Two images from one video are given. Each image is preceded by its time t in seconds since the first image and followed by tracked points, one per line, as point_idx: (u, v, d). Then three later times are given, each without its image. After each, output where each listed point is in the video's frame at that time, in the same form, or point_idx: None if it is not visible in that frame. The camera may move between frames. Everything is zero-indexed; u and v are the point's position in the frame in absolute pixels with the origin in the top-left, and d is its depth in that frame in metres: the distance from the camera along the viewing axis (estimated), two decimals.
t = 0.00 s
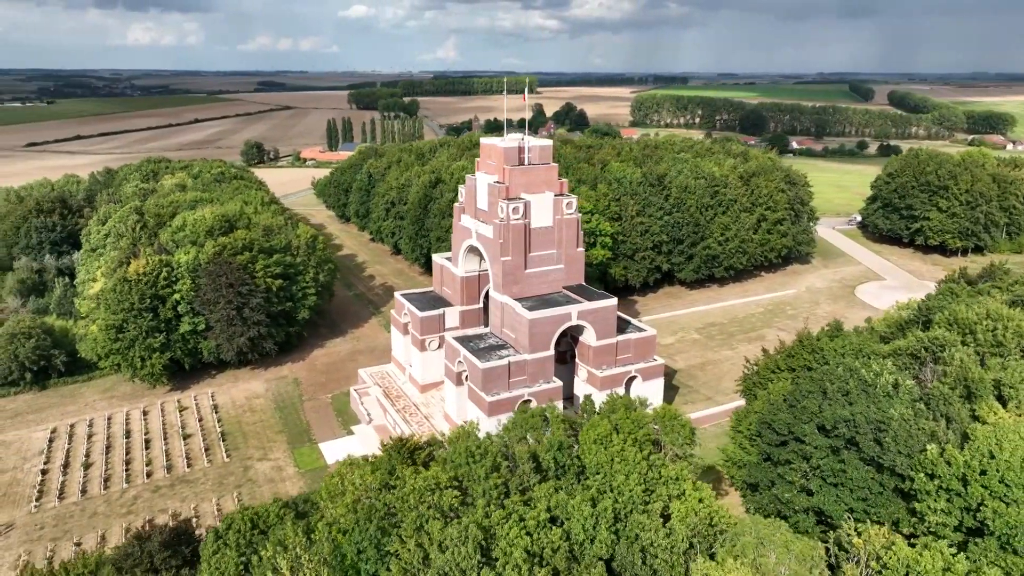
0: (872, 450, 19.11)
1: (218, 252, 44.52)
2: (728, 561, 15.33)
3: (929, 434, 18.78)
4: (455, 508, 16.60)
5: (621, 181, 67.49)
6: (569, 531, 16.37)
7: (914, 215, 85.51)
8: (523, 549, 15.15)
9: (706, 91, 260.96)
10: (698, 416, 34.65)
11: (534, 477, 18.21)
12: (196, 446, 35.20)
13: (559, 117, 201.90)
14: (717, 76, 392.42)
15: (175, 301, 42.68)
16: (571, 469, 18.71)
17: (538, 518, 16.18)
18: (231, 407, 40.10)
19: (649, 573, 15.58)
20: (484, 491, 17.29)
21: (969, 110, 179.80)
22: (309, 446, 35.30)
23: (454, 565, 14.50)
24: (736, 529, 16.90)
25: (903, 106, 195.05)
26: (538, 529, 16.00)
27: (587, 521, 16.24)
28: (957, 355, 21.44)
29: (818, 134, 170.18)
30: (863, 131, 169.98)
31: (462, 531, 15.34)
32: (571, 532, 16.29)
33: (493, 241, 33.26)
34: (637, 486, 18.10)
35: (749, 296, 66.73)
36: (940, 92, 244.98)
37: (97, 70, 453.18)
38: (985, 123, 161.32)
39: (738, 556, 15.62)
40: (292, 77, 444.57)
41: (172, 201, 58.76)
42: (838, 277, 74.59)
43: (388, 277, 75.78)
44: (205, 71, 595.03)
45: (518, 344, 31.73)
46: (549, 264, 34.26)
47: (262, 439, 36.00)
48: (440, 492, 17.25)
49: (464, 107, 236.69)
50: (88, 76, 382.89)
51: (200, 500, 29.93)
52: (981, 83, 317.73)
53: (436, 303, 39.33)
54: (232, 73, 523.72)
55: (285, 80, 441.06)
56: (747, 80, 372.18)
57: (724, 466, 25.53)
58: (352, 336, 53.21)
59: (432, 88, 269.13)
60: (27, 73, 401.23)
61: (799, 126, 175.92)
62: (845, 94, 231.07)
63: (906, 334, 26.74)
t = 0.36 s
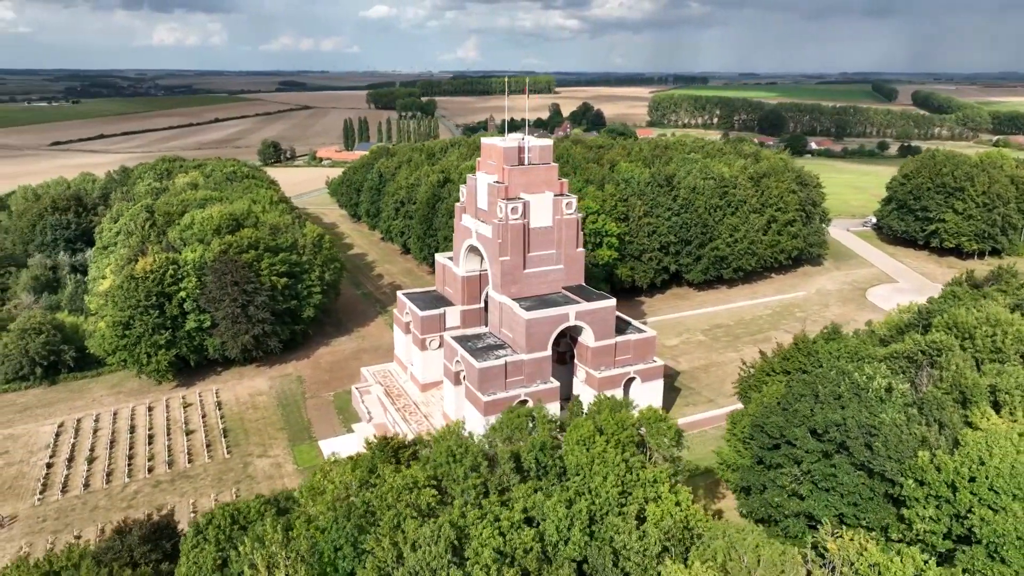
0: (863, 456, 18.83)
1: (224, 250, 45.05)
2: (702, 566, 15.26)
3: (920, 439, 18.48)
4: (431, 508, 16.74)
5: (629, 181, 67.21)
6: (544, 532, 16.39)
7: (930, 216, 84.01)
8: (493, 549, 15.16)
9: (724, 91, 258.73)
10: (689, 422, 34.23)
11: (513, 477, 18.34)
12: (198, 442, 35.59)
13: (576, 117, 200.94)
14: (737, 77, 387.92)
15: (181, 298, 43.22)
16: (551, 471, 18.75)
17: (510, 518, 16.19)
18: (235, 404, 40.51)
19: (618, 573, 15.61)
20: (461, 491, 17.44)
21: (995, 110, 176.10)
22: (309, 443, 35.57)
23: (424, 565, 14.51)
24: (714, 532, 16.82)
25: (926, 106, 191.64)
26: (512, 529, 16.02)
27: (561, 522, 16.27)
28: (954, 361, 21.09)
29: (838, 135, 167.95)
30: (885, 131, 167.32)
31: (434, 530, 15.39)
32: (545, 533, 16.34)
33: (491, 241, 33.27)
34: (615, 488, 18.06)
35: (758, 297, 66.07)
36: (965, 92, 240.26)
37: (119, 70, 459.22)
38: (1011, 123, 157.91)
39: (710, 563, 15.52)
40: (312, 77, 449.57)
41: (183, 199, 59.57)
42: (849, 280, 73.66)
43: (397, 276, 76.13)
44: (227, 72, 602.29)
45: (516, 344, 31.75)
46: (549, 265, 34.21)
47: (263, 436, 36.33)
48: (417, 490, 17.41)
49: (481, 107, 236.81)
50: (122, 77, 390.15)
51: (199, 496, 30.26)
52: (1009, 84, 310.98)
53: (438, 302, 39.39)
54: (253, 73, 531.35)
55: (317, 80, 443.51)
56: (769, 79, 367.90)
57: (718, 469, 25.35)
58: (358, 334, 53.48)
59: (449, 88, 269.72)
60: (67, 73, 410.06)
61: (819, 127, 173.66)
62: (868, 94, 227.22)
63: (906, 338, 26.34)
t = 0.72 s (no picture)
0: (852, 460, 18.59)
1: (230, 249, 45.54)
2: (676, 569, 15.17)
3: (910, 444, 18.25)
4: (408, 507, 17.01)
5: (638, 181, 66.90)
6: (517, 533, 16.40)
7: (945, 218, 82.52)
8: (464, 548, 15.20)
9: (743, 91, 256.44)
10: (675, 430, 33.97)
11: (492, 477, 18.57)
12: (200, 438, 36.00)
13: (592, 117, 200.23)
14: (757, 77, 383.41)
15: (187, 296, 43.76)
16: (533, 472, 18.84)
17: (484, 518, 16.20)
18: (238, 401, 40.90)
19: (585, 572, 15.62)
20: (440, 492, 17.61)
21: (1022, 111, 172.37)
22: (309, 441, 35.86)
23: (394, 564, 14.55)
24: (689, 536, 16.74)
25: (951, 106, 188.26)
26: (485, 529, 16.05)
27: (535, 523, 16.22)
28: (949, 366, 20.80)
29: (859, 136, 165.65)
30: (907, 132, 164.64)
31: (408, 529, 15.50)
32: (520, 534, 16.38)
33: (490, 241, 33.28)
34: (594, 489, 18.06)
35: (766, 299, 65.45)
36: (991, 92, 235.57)
37: (142, 71, 465.34)
38: None
39: (679, 566, 15.42)
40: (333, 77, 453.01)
41: (194, 197, 60.31)
42: (861, 282, 72.70)
43: (406, 275, 76.41)
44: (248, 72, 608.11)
45: (513, 344, 31.78)
46: (548, 265, 34.18)
47: (264, 433, 36.65)
48: (396, 489, 17.64)
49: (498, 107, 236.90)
50: (147, 76, 396.36)
51: (197, 492, 30.59)
52: None
53: (439, 302, 39.47)
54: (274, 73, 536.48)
55: (337, 79, 447.11)
56: (790, 79, 363.32)
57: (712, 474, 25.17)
58: (363, 333, 53.75)
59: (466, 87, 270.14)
60: (91, 73, 416.49)
61: (839, 127, 171.40)
62: (891, 94, 223.69)
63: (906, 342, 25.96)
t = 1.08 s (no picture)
0: (841, 465, 18.40)
1: (235, 247, 46.08)
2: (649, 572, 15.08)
3: (900, 450, 18.01)
4: (385, 505, 17.18)
5: (645, 182, 66.56)
6: (490, 533, 16.33)
7: (961, 221, 81.09)
8: (435, 548, 15.11)
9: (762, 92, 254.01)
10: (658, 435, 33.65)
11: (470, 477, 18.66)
12: (202, 435, 36.39)
13: (609, 117, 199.36)
14: (778, 78, 378.57)
15: (193, 293, 44.29)
16: (513, 474, 18.89)
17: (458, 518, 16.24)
18: (242, 398, 41.31)
19: (553, 572, 15.48)
20: (417, 490, 17.70)
21: None
22: (310, 438, 36.22)
23: (366, 562, 14.63)
24: (664, 537, 16.65)
25: (976, 107, 184.72)
26: (458, 529, 16.03)
27: (510, 524, 16.17)
28: (943, 372, 20.58)
29: (880, 137, 163.25)
30: (930, 133, 161.88)
31: (382, 527, 15.61)
32: (492, 534, 16.24)
33: (490, 241, 33.29)
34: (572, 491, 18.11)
35: (775, 302, 64.85)
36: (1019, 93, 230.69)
37: (171, 73, 469.80)
38: None
39: (648, 567, 15.34)
40: (352, 77, 455.34)
41: (204, 196, 61.05)
42: (874, 285, 71.76)
43: (416, 275, 76.70)
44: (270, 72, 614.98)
45: (511, 344, 31.81)
46: (547, 265, 34.13)
47: (266, 430, 37.00)
48: (374, 487, 17.84)
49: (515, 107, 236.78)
50: (170, 77, 401.71)
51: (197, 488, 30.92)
52: None
53: (441, 301, 39.58)
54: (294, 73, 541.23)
55: (356, 80, 449.68)
56: (811, 79, 359.45)
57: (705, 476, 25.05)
58: (369, 331, 54.03)
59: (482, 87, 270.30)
60: (116, 73, 423.92)
61: (860, 128, 169.05)
62: (915, 94, 220.09)
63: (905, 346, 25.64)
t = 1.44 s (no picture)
0: (830, 470, 18.20)
1: (241, 246, 46.51)
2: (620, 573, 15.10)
3: (890, 455, 17.82)
4: (365, 504, 17.38)
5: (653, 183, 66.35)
6: (467, 532, 16.44)
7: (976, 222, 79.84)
8: (408, 547, 15.20)
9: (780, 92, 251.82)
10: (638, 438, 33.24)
11: (453, 477, 18.78)
12: (203, 431, 36.78)
13: (626, 117, 198.55)
14: (798, 78, 374.12)
15: (198, 291, 44.78)
16: (495, 474, 18.96)
17: (434, 516, 16.36)
18: (246, 396, 41.70)
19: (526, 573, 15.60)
20: (399, 489, 17.86)
21: None
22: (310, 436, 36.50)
23: (340, 560, 14.84)
24: (641, 539, 16.62)
25: (999, 107, 181.64)
26: (434, 528, 16.13)
27: (485, 524, 16.30)
28: (937, 376, 20.36)
29: (899, 137, 161.16)
30: (951, 134, 159.38)
31: (356, 526, 15.84)
32: (468, 534, 16.34)
33: (489, 241, 33.34)
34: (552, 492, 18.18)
35: (783, 303, 64.25)
36: None
37: (190, 73, 475.33)
38: None
39: (618, 569, 15.35)
40: (368, 77, 458.25)
41: (213, 195, 61.73)
42: (885, 287, 70.92)
43: (424, 274, 76.98)
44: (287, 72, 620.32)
45: (508, 344, 31.87)
46: (546, 265, 34.10)
47: (266, 428, 37.32)
48: (355, 485, 18.04)
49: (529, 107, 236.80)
50: (189, 77, 406.25)
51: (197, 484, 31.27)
52: None
53: (443, 301, 39.70)
54: (311, 73, 545.84)
55: (372, 79, 452.00)
56: (831, 79, 355.59)
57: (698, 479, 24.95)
58: (374, 330, 54.29)
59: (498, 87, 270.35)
60: (137, 73, 429.68)
61: (879, 129, 166.92)
62: (937, 94, 216.50)
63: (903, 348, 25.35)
